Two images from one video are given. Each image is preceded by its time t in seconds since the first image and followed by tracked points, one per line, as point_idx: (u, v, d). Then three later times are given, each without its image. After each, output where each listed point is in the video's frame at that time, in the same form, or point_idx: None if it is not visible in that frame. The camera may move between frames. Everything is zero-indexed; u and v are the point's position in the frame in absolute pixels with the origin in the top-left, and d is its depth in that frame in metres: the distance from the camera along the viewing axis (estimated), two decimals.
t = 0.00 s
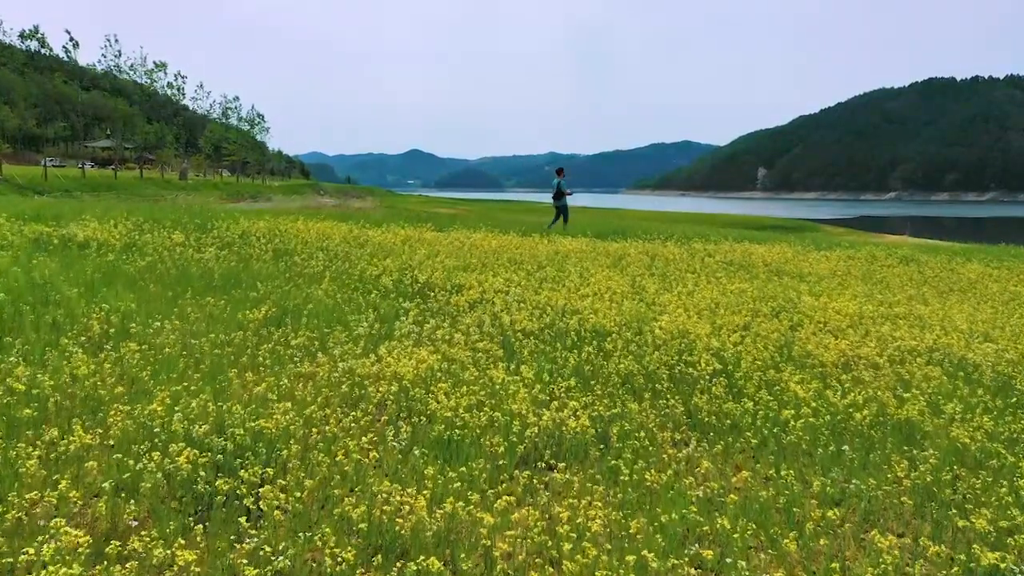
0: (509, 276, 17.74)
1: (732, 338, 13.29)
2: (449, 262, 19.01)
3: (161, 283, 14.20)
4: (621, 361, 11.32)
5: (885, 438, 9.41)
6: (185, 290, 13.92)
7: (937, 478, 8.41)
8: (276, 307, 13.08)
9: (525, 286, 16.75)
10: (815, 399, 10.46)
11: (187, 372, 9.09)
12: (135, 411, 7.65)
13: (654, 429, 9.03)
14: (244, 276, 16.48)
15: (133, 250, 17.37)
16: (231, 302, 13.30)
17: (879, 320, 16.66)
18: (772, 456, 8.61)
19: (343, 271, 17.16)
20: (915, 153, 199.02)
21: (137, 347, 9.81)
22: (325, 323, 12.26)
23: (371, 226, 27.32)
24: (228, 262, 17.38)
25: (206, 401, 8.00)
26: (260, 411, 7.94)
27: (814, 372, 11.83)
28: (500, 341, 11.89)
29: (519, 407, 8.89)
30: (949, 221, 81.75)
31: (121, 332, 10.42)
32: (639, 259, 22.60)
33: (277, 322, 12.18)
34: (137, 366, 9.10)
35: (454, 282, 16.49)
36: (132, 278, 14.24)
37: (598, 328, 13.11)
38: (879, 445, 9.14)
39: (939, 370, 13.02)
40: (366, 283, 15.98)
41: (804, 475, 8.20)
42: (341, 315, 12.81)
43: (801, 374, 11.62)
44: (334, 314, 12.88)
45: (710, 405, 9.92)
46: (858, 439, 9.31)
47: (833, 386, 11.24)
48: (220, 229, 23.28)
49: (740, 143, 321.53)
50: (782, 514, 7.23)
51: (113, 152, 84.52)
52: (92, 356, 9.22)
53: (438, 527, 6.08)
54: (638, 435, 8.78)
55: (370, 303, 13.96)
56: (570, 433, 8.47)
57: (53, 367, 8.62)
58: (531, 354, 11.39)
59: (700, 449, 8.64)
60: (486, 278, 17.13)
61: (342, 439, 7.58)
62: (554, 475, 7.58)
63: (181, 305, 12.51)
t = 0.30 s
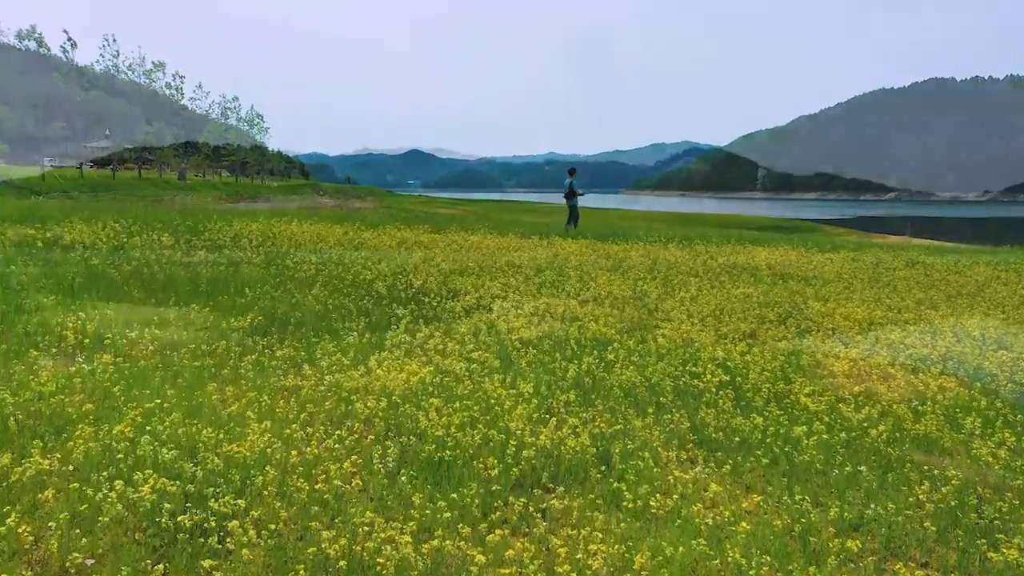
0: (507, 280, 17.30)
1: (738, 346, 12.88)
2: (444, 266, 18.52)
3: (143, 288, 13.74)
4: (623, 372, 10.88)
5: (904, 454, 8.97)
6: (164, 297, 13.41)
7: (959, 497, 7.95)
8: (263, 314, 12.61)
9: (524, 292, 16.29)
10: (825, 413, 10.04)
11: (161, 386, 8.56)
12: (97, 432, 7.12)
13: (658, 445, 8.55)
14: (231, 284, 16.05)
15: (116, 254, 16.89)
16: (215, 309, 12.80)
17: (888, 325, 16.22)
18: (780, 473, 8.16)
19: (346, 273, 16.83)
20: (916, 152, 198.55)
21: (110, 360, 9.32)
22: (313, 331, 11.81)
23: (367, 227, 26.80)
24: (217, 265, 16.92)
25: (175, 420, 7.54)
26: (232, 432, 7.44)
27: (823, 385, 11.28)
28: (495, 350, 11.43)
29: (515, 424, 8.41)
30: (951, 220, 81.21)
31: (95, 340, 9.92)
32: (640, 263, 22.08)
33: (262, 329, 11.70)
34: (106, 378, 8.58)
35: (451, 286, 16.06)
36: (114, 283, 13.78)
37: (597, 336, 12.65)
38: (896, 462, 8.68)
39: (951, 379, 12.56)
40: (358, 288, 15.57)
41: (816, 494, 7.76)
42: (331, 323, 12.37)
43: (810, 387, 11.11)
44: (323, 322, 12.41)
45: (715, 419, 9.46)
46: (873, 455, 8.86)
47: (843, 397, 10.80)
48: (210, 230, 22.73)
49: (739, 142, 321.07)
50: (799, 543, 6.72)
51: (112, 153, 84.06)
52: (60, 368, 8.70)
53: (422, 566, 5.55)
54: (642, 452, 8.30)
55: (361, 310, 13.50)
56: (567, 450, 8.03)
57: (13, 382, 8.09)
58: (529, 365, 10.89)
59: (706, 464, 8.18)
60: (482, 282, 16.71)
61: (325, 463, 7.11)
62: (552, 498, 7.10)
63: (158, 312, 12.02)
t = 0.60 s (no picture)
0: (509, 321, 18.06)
1: (737, 380, 14.05)
2: (440, 308, 19.33)
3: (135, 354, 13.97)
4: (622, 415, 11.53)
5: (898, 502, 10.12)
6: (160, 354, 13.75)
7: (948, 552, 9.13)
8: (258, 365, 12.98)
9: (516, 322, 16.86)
10: (820, 462, 10.88)
11: (260, 431, 10.26)
12: (170, 545, 7.94)
13: (674, 505, 9.27)
14: (241, 335, 17.84)
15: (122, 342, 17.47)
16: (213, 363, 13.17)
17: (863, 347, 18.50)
18: (788, 531, 8.96)
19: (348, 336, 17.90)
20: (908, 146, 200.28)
21: (210, 403, 11.09)
22: (310, 374, 12.23)
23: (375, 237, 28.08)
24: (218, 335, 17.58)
25: (190, 535, 8.10)
26: (287, 530, 8.29)
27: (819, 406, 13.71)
28: (495, 386, 11.92)
29: (546, 449, 10.24)
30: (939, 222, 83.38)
31: (98, 422, 10.30)
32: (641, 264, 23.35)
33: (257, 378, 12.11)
34: (114, 477, 9.00)
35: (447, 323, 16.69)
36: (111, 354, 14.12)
37: (595, 362, 13.11)
38: (894, 517, 9.65)
39: (917, 392, 14.88)
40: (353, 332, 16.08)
41: (820, 557, 8.55)
42: (324, 362, 12.76)
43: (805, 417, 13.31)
44: (322, 362, 12.84)
45: (718, 472, 10.16)
46: (871, 506, 9.86)
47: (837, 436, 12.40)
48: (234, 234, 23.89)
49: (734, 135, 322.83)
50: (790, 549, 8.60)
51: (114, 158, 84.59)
52: (69, 472, 9.08)
53: None
54: (662, 513, 9.07)
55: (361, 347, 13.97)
56: (581, 524, 8.75)
57: (26, 504, 8.48)
58: (543, 378, 12.39)
59: (718, 522, 8.94)
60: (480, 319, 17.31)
61: (382, 557, 8.01)
62: (580, 511, 8.98)
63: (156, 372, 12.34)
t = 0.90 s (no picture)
0: (519, 332, 18.50)
1: (747, 384, 14.32)
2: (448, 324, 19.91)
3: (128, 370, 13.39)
4: (622, 424, 11.19)
5: (913, 512, 9.66)
6: (159, 371, 13.24)
7: (961, 564, 8.64)
8: (257, 376, 12.48)
9: (519, 338, 17.27)
10: (828, 469, 10.49)
11: (285, 416, 10.40)
12: (192, 513, 8.01)
13: (680, 517, 8.94)
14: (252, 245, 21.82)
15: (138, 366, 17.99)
16: (215, 374, 12.67)
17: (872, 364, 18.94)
18: (797, 543, 8.62)
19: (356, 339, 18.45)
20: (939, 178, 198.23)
21: (238, 389, 11.29)
22: (307, 384, 11.75)
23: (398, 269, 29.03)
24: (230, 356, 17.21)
25: (181, 545, 7.56)
26: (306, 506, 8.34)
27: (833, 405, 14.00)
28: (495, 386, 11.97)
29: (558, 445, 10.21)
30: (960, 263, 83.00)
31: (91, 429, 9.60)
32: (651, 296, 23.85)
33: (255, 387, 11.55)
34: (112, 493, 8.30)
35: (453, 339, 17.19)
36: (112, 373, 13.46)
37: (594, 373, 13.32)
38: (902, 520, 9.36)
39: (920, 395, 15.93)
40: (355, 347, 16.36)
41: (823, 558, 8.38)
42: (317, 374, 12.46)
43: (819, 412, 13.47)
44: (325, 374, 12.40)
45: (727, 483, 9.69)
46: (880, 516, 9.39)
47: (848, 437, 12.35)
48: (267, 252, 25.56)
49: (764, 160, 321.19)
50: (794, 551, 8.47)
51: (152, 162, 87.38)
52: (70, 487, 8.30)
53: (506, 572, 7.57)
54: (668, 524, 8.77)
55: (364, 358, 14.16)
56: (582, 535, 8.39)
57: (25, 517, 7.75)
58: (555, 384, 12.49)
59: (725, 535, 8.63)
60: (485, 335, 17.76)
61: (394, 537, 7.99)
62: (586, 504, 8.92)
63: (154, 386, 11.78)
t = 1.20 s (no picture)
0: (520, 333, 18.43)
1: (751, 390, 14.19)
2: (447, 326, 19.80)
3: (120, 378, 12.95)
4: (621, 433, 10.73)
5: (924, 525, 9.15)
6: (152, 379, 12.78)
7: None
8: (252, 385, 11.96)
9: (520, 340, 17.19)
10: (832, 480, 10.07)
11: (276, 428, 9.77)
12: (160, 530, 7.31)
13: (686, 532, 8.15)
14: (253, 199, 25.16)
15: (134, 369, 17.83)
16: (210, 383, 12.15)
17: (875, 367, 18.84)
18: (808, 561, 7.85)
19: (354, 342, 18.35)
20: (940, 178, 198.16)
21: (226, 401, 10.68)
22: (303, 393, 11.26)
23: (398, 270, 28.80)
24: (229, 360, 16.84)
25: (167, 568, 6.84)
26: (288, 524, 7.58)
27: (838, 411, 13.83)
28: (495, 393, 11.77)
29: (561, 456, 9.54)
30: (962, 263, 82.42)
31: (77, 440, 9.02)
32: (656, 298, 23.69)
33: (250, 395, 11.02)
34: (94, 510, 7.62)
35: (453, 341, 17.05)
36: (105, 379, 13.02)
37: (595, 379, 13.16)
38: (917, 538, 8.70)
39: (926, 398, 15.86)
40: (354, 351, 16.10)
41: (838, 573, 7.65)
42: (313, 382, 12.01)
43: (825, 418, 13.32)
44: (323, 381, 12.01)
45: (735, 496, 9.04)
46: (891, 529, 8.84)
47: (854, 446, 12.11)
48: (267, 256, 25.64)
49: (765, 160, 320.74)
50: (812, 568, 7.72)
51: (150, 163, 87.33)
52: (54, 503, 7.66)
53: None
54: (675, 542, 7.94)
55: (360, 364, 13.89)
56: (586, 554, 7.53)
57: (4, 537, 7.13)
58: (561, 394, 12.08)
59: (733, 553, 7.83)
60: (486, 337, 17.65)
61: (379, 554, 7.22)
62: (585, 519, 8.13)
63: (146, 394, 11.30)
